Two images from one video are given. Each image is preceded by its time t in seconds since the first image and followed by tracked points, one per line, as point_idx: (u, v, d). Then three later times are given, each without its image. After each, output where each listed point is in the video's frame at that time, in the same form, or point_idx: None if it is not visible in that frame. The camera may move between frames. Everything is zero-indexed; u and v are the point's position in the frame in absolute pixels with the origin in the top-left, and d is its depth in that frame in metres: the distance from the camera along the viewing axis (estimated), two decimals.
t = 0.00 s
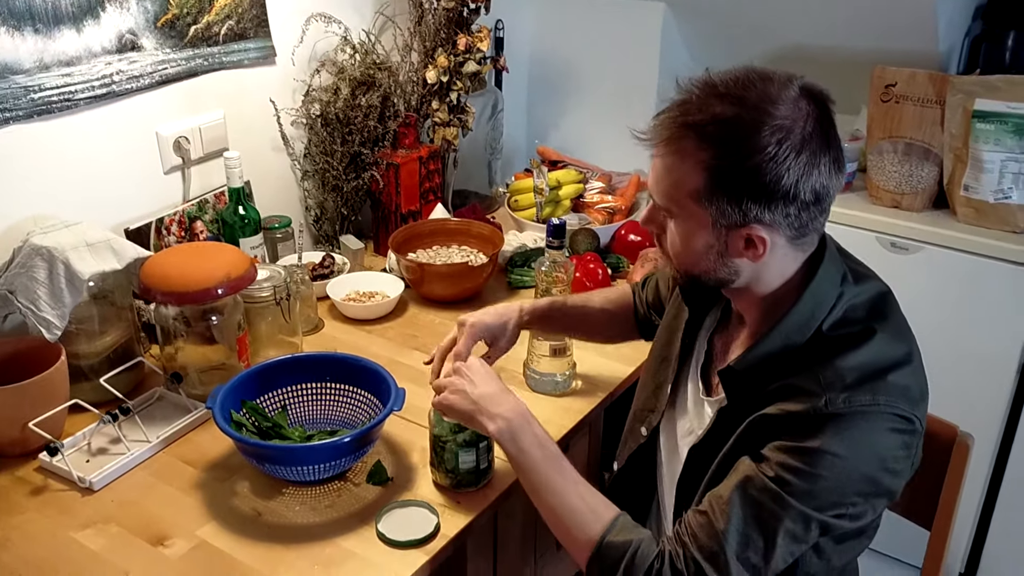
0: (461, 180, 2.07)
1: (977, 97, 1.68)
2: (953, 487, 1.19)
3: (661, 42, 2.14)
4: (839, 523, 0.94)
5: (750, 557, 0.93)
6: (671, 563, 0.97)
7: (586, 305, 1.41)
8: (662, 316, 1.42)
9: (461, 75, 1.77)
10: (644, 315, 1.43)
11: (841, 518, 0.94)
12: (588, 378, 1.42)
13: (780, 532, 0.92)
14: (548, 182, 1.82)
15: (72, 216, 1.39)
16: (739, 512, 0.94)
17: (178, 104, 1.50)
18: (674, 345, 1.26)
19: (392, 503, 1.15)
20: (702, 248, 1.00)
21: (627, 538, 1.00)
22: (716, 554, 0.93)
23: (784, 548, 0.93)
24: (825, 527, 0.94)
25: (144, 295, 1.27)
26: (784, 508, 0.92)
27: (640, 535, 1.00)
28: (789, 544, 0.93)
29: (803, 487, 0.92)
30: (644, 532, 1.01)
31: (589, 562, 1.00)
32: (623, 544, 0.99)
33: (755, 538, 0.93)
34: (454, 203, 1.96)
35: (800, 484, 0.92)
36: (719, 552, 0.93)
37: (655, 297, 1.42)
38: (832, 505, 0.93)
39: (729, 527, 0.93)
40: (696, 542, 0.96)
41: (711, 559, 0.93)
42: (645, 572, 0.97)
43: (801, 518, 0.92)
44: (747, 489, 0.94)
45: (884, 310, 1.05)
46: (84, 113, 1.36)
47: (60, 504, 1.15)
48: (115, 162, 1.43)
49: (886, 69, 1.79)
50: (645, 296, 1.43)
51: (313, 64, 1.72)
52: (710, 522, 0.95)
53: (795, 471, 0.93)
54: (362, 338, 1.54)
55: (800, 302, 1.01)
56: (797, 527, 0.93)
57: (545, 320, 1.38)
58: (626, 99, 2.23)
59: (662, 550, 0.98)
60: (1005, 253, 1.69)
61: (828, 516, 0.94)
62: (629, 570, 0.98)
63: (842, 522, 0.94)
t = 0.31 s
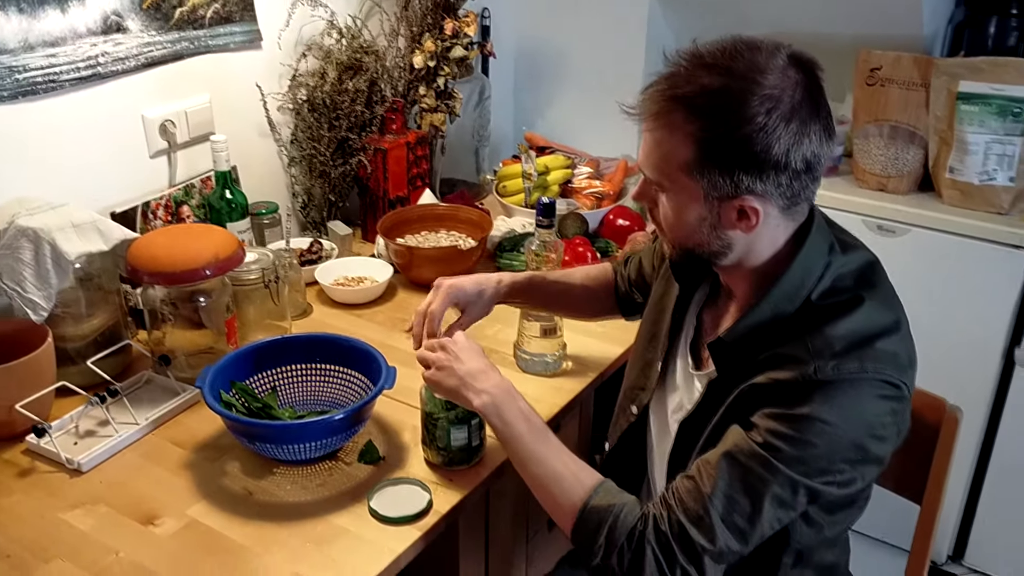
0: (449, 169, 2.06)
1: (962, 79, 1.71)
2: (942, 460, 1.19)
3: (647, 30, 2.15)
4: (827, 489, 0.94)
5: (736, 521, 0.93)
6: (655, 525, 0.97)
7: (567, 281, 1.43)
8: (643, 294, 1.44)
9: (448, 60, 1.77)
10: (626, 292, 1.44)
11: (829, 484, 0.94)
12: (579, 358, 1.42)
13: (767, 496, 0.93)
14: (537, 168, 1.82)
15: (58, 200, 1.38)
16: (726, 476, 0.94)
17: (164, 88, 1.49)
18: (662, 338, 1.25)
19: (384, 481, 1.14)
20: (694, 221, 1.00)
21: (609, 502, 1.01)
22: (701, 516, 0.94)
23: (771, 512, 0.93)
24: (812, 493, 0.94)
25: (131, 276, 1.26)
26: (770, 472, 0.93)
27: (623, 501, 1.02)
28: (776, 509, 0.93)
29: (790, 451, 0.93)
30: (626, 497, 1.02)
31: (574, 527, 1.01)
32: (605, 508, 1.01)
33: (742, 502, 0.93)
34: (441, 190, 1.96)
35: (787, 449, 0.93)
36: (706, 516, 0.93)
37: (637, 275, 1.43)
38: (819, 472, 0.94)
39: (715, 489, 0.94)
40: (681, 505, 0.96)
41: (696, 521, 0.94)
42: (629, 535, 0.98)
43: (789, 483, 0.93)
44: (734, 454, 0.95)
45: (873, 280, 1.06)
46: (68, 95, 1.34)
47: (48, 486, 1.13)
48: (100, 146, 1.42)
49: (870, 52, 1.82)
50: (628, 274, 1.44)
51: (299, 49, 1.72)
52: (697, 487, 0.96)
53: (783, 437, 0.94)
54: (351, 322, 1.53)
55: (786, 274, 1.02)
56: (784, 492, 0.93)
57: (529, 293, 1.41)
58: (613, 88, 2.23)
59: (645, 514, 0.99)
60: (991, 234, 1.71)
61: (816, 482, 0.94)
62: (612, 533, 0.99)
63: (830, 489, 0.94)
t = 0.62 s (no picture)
0: (436, 163, 2.07)
1: (943, 69, 1.73)
2: (928, 443, 1.21)
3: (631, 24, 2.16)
4: (816, 470, 0.95)
5: (728, 506, 0.95)
6: (649, 512, 0.98)
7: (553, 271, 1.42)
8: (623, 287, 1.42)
9: (434, 53, 1.78)
10: (611, 288, 1.42)
11: (818, 465, 0.96)
12: (568, 348, 1.43)
13: (757, 479, 0.94)
14: (523, 160, 1.84)
15: (44, 192, 1.37)
16: (716, 461, 0.96)
17: (149, 80, 1.48)
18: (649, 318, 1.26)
19: (375, 470, 1.14)
20: (676, 205, 1.01)
21: (604, 489, 1.02)
22: (693, 502, 0.95)
23: (762, 495, 0.95)
24: (801, 474, 0.95)
25: (118, 267, 1.26)
26: (759, 455, 0.94)
27: (616, 488, 1.02)
28: (766, 492, 0.95)
29: (778, 434, 0.94)
30: (621, 485, 1.03)
31: (569, 513, 1.02)
32: (599, 495, 1.01)
33: (732, 486, 0.95)
34: (428, 184, 1.96)
35: (774, 432, 0.94)
36: (698, 501, 0.95)
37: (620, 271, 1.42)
38: (807, 454, 0.95)
39: (705, 475, 0.95)
40: (673, 491, 0.98)
41: (689, 506, 0.96)
42: (623, 521, 0.99)
43: (778, 465, 0.94)
44: (722, 438, 0.96)
45: (855, 261, 1.07)
46: (53, 87, 1.34)
47: (37, 477, 1.13)
48: (86, 138, 1.41)
49: (851, 44, 1.83)
50: (614, 270, 1.43)
51: (284, 42, 1.71)
52: (688, 471, 0.97)
53: (770, 419, 0.95)
54: (340, 314, 1.53)
55: (770, 256, 1.03)
56: (774, 475, 0.94)
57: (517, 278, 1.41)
58: (599, 82, 2.24)
59: (639, 500, 1.00)
60: (969, 223, 1.75)
61: (805, 463, 0.95)
62: (607, 519, 1.00)
63: (819, 470, 0.96)
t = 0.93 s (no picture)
0: (420, 160, 2.09)
1: (924, 63, 1.75)
2: (912, 432, 1.22)
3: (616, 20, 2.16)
4: (805, 460, 0.96)
5: (717, 492, 0.96)
6: (637, 495, 0.99)
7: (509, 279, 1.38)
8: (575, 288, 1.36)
9: (419, 49, 1.78)
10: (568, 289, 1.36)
11: (808, 455, 0.97)
12: (555, 341, 1.43)
13: (747, 467, 0.95)
14: (509, 155, 1.84)
15: (28, 188, 1.36)
16: (707, 447, 0.96)
17: (133, 76, 1.47)
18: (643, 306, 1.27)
19: (364, 463, 1.14)
20: (662, 176, 1.02)
21: (593, 471, 1.03)
22: (682, 487, 0.96)
23: (751, 483, 0.95)
24: (792, 464, 0.96)
25: (104, 263, 1.25)
26: (751, 443, 0.94)
27: (605, 470, 1.03)
28: (755, 480, 0.96)
29: (770, 424, 0.95)
30: (610, 468, 1.04)
31: (558, 494, 1.03)
32: (587, 478, 1.02)
33: (722, 473, 0.95)
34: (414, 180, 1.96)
35: (769, 422, 0.95)
36: (686, 486, 0.96)
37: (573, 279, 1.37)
38: (799, 443, 0.96)
39: (695, 461, 0.96)
40: (662, 475, 0.98)
41: (677, 492, 0.96)
42: (611, 504, 1.00)
43: (768, 454, 0.95)
44: (716, 426, 0.96)
45: (849, 253, 1.08)
46: (36, 83, 1.33)
47: (23, 474, 1.12)
48: (70, 135, 1.40)
49: (836, 39, 1.87)
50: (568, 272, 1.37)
51: (269, 37, 1.71)
52: (677, 457, 0.98)
53: (765, 409, 0.95)
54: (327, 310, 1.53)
55: (768, 243, 1.03)
56: (764, 463, 0.95)
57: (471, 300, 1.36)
58: (584, 78, 2.24)
59: (627, 483, 1.01)
60: (950, 215, 1.76)
61: (795, 453, 0.96)
62: (595, 501, 1.01)
63: (808, 459, 0.97)
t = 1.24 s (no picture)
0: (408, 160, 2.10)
1: (906, 62, 1.77)
2: (893, 425, 1.24)
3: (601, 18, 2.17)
4: (767, 459, 0.97)
5: (679, 486, 0.97)
6: (602, 486, 1.01)
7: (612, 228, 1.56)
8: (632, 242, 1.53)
9: (405, 48, 1.79)
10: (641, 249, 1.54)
11: (770, 455, 0.97)
12: (540, 340, 1.44)
13: (708, 461, 0.96)
14: (494, 155, 1.89)
15: (12, 189, 1.36)
16: (672, 438, 0.98)
17: (118, 77, 1.47)
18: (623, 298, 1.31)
19: (349, 462, 1.15)
20: (622, 177, 1.06)
21: (560, 463, 1.04)
22: (646, 479, 0.97)
23: (713, 478, 0.96)
24: (753, 462, 0.97)
25: (89, 264, 1.26)
26: (712, 438, 0.96)
27: (572, 462, 1.05)
28: (718, 476, 0.97)
29: (733, 420, 0.96)
30: (577, 459, 1.05)
31: (525, 483, 1.05)
32: (555, 469, 1.04)
33: (684, 467, 0.97)
34: (401, 180, 1.97)
35: (733, 419, 0.96)
36: (650, 478, 0.97)
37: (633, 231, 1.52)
38: (761, 442, 0.96)
39: (661, 454, 0.97)
40: (628, 468, 0.99)
41: (640, 485, 0.97)
42: (575, 495, 1.01)
43: (729, 449, 0.96)
44: (681, 417, 0.98)
45: (829, 259, 1.07)
46: (20, 84, 1.33)
47: (9, 476, 1.12)
48: (54, 136, 1.40)
49: (817, 38, 1.86)
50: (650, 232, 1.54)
51: (253, 38, 1.71)
52: (644, 450, 0.99)
53: (729, 406, 0.97)
54: (313, 309, 1.53)
55: (740, 251, 1.05)
56: (726, 459, 0.96)
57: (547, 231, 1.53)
58: (569, 77, 2.25)
59: (593, 475, 1.03)
60: (937, 213, 1.77)
61: (758, 451, 0.97)
62: (560, 492, 1.02)
63: (771, 459, 0.97)
